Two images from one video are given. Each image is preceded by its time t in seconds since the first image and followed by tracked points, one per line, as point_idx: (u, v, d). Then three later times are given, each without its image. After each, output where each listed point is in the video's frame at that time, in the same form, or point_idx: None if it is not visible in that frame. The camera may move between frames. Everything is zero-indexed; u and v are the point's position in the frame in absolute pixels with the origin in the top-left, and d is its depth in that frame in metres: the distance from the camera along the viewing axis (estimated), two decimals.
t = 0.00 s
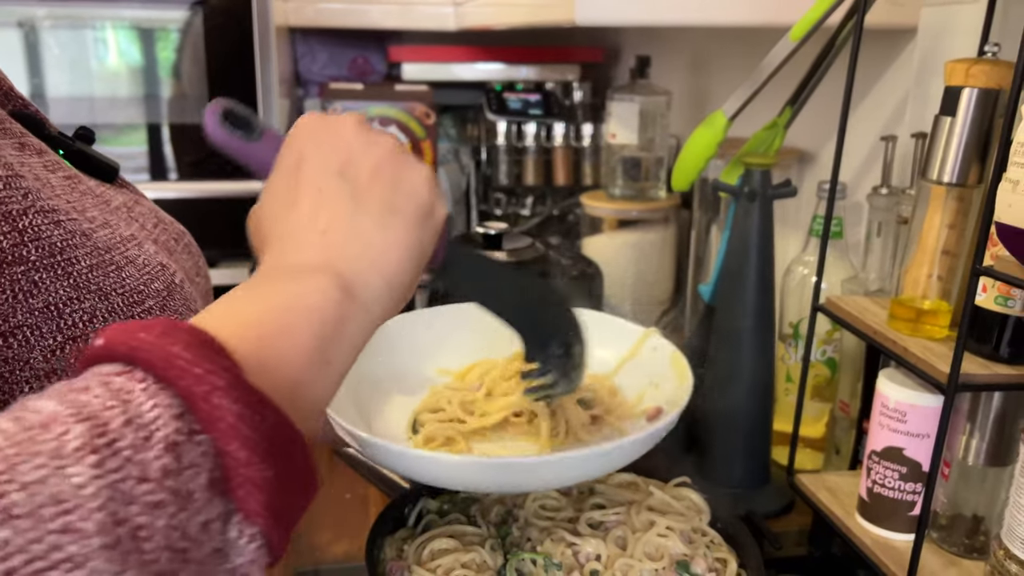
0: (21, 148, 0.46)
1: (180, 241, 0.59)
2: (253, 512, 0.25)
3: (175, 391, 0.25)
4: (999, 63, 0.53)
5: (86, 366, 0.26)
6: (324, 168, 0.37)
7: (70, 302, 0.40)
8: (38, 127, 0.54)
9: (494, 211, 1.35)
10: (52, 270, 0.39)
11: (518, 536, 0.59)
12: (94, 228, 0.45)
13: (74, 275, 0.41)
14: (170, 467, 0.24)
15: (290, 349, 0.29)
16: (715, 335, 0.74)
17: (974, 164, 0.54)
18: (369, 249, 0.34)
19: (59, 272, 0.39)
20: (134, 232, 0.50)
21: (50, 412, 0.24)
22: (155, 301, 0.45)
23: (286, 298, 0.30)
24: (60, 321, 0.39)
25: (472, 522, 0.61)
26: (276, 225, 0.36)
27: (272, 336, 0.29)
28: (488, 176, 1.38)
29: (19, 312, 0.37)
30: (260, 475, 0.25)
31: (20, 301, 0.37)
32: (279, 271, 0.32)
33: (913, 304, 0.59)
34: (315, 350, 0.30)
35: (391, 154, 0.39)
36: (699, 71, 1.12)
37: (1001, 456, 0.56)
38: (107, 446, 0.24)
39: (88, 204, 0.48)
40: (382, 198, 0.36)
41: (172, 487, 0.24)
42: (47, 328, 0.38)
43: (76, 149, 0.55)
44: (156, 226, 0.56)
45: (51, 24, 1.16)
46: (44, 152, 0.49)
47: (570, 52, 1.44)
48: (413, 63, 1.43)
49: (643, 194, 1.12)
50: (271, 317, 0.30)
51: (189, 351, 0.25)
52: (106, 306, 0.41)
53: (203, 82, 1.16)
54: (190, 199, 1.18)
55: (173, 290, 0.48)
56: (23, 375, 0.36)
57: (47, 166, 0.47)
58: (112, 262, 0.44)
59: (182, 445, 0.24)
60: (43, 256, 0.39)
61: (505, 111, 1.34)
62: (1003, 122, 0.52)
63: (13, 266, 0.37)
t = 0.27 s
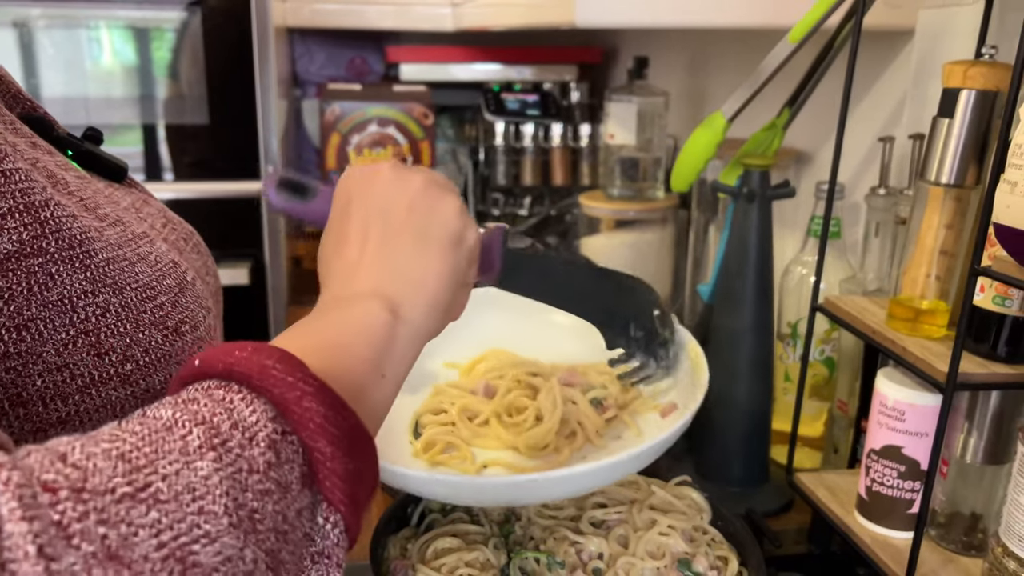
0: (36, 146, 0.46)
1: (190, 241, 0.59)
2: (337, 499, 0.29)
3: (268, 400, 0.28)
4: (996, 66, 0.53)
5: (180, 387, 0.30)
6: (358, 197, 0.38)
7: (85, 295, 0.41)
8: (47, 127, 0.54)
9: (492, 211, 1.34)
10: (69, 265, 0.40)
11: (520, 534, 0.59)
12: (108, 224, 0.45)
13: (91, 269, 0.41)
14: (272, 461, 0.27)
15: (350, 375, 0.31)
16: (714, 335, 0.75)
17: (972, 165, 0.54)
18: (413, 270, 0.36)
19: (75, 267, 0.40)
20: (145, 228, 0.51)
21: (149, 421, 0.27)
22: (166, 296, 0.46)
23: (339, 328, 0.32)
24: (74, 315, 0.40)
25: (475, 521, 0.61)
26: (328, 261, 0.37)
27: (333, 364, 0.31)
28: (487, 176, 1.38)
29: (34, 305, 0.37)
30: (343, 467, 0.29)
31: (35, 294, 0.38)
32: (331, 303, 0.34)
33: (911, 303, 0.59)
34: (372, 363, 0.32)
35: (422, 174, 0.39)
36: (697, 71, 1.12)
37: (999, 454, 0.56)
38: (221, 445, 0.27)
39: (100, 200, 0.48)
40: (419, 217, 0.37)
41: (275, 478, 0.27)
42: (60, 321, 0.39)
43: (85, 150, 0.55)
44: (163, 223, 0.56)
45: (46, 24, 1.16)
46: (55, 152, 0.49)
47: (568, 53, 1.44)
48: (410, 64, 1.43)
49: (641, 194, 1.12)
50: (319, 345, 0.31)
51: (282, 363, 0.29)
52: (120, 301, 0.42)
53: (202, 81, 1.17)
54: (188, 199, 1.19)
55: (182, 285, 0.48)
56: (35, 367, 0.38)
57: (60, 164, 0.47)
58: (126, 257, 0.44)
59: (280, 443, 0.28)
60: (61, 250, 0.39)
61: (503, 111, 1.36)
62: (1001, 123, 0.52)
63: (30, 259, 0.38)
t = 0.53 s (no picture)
0: (48, 151, 0.47)
1: (203, 244, 0.59)
2: (301, 485, 0.25)
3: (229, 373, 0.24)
4: (991, 70, 0.54)
5: (121, 356, 0.26)
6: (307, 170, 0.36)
7: (97, 301, 0.41)
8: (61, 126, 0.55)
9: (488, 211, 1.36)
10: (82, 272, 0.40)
11: (521, 535, 0.60)
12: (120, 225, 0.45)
13: (100, 275, 0.41)
14: (223, 443, 0.24)
15: (321, 322, 0.29)
16: (712, 336, 0.75)
17: (967, 169, 0.55)
18: (370, 241, 0.33)
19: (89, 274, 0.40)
20: (159, 230, 0.51)
21: (107, 395, 0.23)
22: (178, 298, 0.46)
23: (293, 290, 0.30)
24: (88, 321, 0.40)
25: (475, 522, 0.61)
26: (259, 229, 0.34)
27: (296, 322, 0.28)
28: (484, 177, 1.39)
29: (48, 313, 0.37)
30: (307, 448, 0.25)
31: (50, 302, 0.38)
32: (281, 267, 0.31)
33: (907, 305, 0.60)
34: (340, 332, 0.29)
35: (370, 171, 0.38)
36: (694, 74, 1.13)
37: (994, 455, 0.57)
38: (163, 423, 0.23)
39: (112, 203, 0.48)
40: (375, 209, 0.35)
41: (225, 461, 0.24)
42: (73, 328, 0.39)
43: (99, 153, 0.55)
44: (177, 225, 0.56)
45: (42, 25, 1.16)
46: (70, 154, 0.49)
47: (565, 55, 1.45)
48: (408, 66, 1.43)
49: (638, 196, 1.13)
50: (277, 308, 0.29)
51: (236, 333, 0.25)
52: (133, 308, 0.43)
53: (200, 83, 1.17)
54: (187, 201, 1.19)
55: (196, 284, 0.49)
56: (51, 374, 0.38)
57: (71, 167, 0.47)
58: (137, 261, 0.44)
59: (232, 422, 0.24)
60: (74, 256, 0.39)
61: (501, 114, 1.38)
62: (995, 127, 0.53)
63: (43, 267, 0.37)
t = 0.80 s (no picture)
0: (62, 158, 0.47)
1: (218, 238, 0.59)
2: None
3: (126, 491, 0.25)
4: (982, 74, 0.54)
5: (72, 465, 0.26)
6: (364, 193, 0.34)
7: (115, 321, 0.41)
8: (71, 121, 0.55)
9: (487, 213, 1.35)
10: (100, 294, 0.41)
11: (519, 534, 0.60)
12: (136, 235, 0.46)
13: (117, 295, 0.42)
14: None
15: (304, 448, 0.29)
16: (708, 337, 0.76)
17: (959, 171, 0.56)
18: (407, 313, 0.32)
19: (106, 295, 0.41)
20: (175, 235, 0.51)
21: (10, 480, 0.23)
22: (196, 312, 0.47)
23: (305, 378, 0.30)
24: (108, 340, 0.41)
25: (473, 521, 0.62)
26: (300, 241, 0.34)
27: (284, 437, 0.29)
28: (482, 178, 1.39)
29: (67, 335, 0.39)
30: None
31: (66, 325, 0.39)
32: (302, 328, 0.31)
33: (900, 306, 0.60)
34: (335, 438, 0.30)
35: (438, 194, 0.36)
36: (690, 76, 1.13)
37: (986, 454, 0.57)
38: None
39: (130, 211, 0.49)
40: (424, 255, 0.34)
41: None
42: (94, 348, 0.40)
43: (112, 145, 0.55)
44: (192, 221, 0.56)
45: (38, 25, 1.16)
46: (83, 159, 0.49)
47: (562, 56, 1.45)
48: (405, 67, 1.44)
49: (635, 197, 1.14)
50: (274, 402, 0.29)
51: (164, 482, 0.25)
52: (150, 322, 0.43)
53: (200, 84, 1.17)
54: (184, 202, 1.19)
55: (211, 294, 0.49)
56: (78, 393, 0.39)
57: (86, 174, 0.48)
58: (155, 275, 0.45)
59: None
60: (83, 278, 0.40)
61: (498, 114, 1.36)
62: (987, 131, 0.54)
63: (59, 293, 0.39)
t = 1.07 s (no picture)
0: (68, 173, 0.46)
1: (225, 243, 0.59)
2: None
3: None
4: (976, 75, 0.55)
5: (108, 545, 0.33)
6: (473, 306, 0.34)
7: (128, 355, 0.41)
8: (80, 121, 0.55)
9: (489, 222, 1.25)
10: (115, 330, 0.41)
11: (516, 533, 0.61)
12: (153, 258, 0.45)
13: (130, 328, 0.41)
14: None
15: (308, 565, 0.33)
16: (705, 336, 0.76)
17: (953, 172, 0.56)
18: (452, 433, 0.35)
19: (121, 331, 0.41)
20: (191, 252, 0.50)
21: None
22: (218, 344, 0.46)
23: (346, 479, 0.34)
24: (122, 377, 0.41)
25: (471, 520, 0.62)
26: (396, 291, 0.35)
27: (301, 542, 0.33)
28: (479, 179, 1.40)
29: (79, 373, 0.39)
30: None
31: (78, 362, 0.39)
32: (359, 409, 0.34)
33: (895, 305, 0.61)
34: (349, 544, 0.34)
35: (554, 334, 0.36)
36: (687, 76, 1.14)
37: (980, 452, 0.58)
38: None
39: (147, 231, 0.48)
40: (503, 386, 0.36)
41: None
42: (109, 386, 0.40)
43: (117, 145, 0.56)
44: (201, 228, 0.56)
45: (35, 25, 1.18)
46: (90, 172, 0.48)
47: (559, 56, 1.46)
48: (403, 67, 1.44)
49: (632, 197, 1.14)
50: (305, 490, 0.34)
51: None
52: (167, 356, 0.43)
53: (198, 84, 1.17)
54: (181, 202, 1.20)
55: (232, 320, 0.48)
56: (88, 432, 0.39)
57: (92, 190, 0.46)
58: (168, 302, 0.44)
59: None
60: (98, 313, 0.40)
61: (495, 114, 1.37)
62: (981, 132, 0.54)
63: (70, 331, 0.39)
